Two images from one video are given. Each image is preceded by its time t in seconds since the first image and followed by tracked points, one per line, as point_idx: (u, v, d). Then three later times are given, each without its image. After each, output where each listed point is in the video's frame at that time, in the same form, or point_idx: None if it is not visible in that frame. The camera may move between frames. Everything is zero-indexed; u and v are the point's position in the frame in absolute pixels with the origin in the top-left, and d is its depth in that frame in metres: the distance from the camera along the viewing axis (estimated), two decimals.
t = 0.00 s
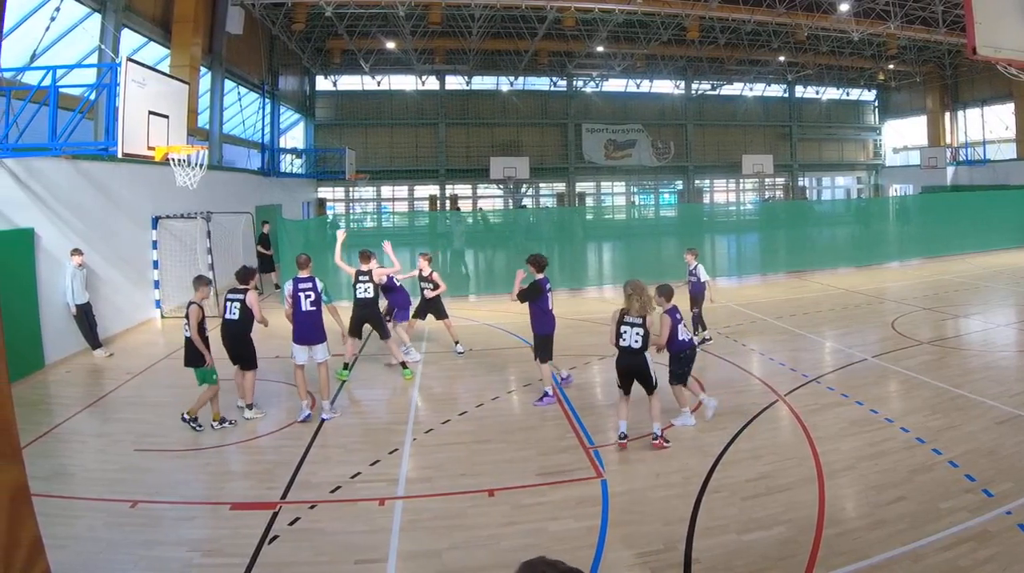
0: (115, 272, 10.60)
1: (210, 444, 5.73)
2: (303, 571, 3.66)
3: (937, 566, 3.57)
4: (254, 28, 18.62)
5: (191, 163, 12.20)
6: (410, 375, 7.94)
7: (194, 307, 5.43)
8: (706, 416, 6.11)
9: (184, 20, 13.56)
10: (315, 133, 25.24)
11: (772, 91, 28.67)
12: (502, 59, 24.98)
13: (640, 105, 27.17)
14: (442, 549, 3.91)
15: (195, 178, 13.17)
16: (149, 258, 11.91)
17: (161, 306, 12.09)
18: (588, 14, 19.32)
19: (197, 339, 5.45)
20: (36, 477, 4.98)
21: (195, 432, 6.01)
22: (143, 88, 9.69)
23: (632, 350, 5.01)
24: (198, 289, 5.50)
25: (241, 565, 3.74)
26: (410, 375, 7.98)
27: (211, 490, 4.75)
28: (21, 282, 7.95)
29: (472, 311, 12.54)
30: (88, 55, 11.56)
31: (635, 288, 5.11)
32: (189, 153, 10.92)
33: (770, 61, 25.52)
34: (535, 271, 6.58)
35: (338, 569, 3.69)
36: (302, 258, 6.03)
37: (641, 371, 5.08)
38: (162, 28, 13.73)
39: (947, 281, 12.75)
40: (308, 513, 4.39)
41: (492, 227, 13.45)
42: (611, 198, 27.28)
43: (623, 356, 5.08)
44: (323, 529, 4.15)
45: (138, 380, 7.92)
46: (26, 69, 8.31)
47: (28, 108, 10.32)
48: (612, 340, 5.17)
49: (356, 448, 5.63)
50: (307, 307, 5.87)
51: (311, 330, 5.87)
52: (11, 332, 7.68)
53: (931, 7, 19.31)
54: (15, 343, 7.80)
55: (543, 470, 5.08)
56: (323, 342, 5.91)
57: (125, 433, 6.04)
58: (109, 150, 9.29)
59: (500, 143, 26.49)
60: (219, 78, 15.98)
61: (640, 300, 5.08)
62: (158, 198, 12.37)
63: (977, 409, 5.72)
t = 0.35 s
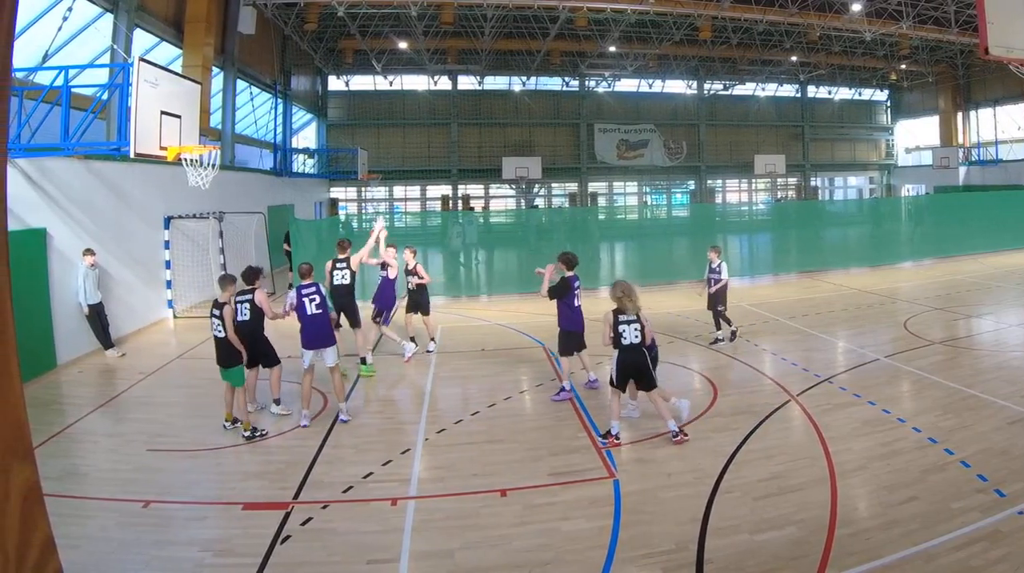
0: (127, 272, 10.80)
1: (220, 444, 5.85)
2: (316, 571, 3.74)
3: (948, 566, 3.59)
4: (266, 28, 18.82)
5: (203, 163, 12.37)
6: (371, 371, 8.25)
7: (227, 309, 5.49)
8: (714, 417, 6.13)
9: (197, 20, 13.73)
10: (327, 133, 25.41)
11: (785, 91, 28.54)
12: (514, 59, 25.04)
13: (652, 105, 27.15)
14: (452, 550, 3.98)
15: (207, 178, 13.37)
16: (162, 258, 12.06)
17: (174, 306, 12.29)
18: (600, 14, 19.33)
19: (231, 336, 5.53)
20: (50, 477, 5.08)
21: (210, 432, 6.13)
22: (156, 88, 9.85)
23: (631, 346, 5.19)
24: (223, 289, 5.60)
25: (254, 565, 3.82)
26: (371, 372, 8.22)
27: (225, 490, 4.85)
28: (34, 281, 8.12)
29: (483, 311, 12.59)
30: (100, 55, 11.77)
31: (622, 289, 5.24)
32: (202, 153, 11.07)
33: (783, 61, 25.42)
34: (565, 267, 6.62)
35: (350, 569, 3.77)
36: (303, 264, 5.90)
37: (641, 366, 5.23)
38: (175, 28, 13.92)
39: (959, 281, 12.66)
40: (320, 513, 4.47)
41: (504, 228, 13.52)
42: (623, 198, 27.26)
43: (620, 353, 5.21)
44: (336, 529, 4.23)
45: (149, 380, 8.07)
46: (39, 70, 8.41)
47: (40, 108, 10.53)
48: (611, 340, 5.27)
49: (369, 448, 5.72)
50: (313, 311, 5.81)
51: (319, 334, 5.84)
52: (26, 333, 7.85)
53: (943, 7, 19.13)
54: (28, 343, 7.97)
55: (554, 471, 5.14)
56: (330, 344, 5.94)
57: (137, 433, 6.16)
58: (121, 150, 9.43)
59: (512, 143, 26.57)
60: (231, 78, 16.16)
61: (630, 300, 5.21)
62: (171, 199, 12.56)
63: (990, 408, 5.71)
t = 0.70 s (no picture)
0: (128, 272, 10.81)
1: (221, 444, 5.85)
2: (316, 571, 3.74)
3: (948, 566, 3.59)
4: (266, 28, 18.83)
5: (203, 163, 12.38)
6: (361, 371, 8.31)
7: (239, 308, 5.49)
8: (715, 417, 6.13)
9: (196, 20, 13.72)
10: (327, 133, 25.42)
11: (785, 91, 28.55)
12: (515, 59, 25.04)
13: (652, 105, 27.18)
14: (452, 550, 3.97)
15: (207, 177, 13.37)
16: (161, 258, 12.05)
17: (173, 306, 12.29)
18: (600, 14, 19.33)
19: (245, 336, 5.53)
20: (49, 477, 5.07)
21: (209, 433, 6.13)
22: (155, 88, 9.83)
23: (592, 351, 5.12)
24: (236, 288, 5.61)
25: (254, 565, 3.82)
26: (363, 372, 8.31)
27: (226, 489, 4.85)
28: (34, 280, 8.12)
29: (483, 311, 12.59)
30: (101, 55, 11.78)
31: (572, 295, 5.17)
32: (201, 153, 11.07)
33: (783, 61, 25.44)
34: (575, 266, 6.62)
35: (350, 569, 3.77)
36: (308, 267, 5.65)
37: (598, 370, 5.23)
38: (175, 29, 13.93)
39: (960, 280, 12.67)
40: (320, 514, 4.47)
41: (505, 228, 13.52)
42: (624, 198, 27.26)
43: (580, 359, 5.14)
44: (337, 529, 4.23)
45: (149, 380, 8.07)
46: (39, 70, 8.42)
47: (40, 108, 10.53)
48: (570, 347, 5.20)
49: (369, 448, 5.71)
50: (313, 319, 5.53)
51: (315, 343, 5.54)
52: (25, 333, 7.85)
53: (943, 7, 19.14)
54: (28, 342, 7.97)
55: (554, 471, 5.14)
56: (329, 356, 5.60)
57: (137, 433, 6.16)
58: (121, 150, 9.43)
59: (512, 143, 26.57)
60: (231, 78, 16.15)
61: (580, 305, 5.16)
62: (170, 199, 12.56)
63: (990, 408, 5.71)
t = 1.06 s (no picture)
0: (128, 272, 10.81)
1: (221, 444, 5.85)
2: (316, 571, 3.74)
3: (948, 565, 3.59)
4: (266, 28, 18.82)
5: (203, 163, 12.37)
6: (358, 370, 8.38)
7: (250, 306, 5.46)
8: (715, 417, 6.13)
9: (196, 20, 13.72)
10: (327, 133, 25.40)
11: (784, 91, 28.56)
12: (515, 59, 25.03)
13: (652, 105, 27.18)
14: (452, 550, 3.97)
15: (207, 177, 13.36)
16: (161, 258, 12.05)
17: (173, 306, 12.28)
18: (600, 14, 19.33)
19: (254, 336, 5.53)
20: (49, 477, 5.07)
21: (208, 433, 6.11)
22: (155, 88, 9.82)
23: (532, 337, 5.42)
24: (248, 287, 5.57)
25: (254, 565, 3.82)
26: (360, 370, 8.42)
27: (226, 490, 4.85)
28: (34, 281, 8.11)
29: (482, 311, 12.58)
30: (100, 55, 11.78)
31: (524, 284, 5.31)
32: (201, 153, 11.06)
33: (782, 61, 25.45)
34: (581, 261, 6.95)
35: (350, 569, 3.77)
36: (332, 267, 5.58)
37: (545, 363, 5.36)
38: (175, 29, 13.92)
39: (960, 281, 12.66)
40: (320, 514, 4.47)
41: (506, 228, 13.53)
42: (623, 198, 27.25)
43: (529, 347, 5.30)
44: (336, 529, 4.23)
45: (149, 380, 8.07)
46: (38, 69, 8.42)
47: (40, 108, 10.53)
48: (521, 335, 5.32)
49: (368, 448, 5.71)
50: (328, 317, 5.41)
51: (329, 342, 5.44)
52: (25, 333, 7.85)
53: (943, 7, 19.14)
54: (28, 342, 7.97)
55: (554, 471, 5.14)
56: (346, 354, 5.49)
57: (137, 433, 6.16)
58: (121, 150, 9.43)
59: (512, 143, 26.57)
60: (231, 78, 16.15)
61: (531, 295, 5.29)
62: (170, 199, 12.56)
63: (990, 409, 5.71)
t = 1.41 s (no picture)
0: (127, 272, 10.81)
1: (221, 444, 5.85)
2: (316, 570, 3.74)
3: (948, 565, 3.59)
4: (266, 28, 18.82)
5: (203, 163, 12.37)
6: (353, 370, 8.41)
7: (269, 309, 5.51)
8: (715, 417, 6.13)
9: (196, 19, 13.72)
10: (327, 133, 25.40)
11: (784, 91, 28.56)
12: (515, 59, 25.03)
13: (652, 105, 27.18)
14: (452, 550, 3.97)
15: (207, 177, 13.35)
16: (161, 258, 12.05)
17: (172, 306, 12.27)
18: (600, 14, 19.32)
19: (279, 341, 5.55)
20: (49, 477, 5.07)
21: (209, 433, 6.12)
22: (155, 88, 9.82)
23: (503, 341, 5.30)
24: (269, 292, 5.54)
25: (254, 565, 3.82)
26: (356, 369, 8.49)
27: (226, 490, 4.84)
28: (34, 281, 8.11)
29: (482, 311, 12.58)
30: (100, 55, 11.77)
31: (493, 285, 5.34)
32: (201, 153, 11.06)
33: (782, 61, 25.46)
34: (590, 260, 6.95)
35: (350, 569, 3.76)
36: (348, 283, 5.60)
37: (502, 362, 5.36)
38: (175, 29, 13.92)
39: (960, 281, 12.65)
40: (320, 514, 4.47)
41: (506, 228, 13.49)
42: (623, 198, 27.24)
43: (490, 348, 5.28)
44: (336, 529, 4.23)
45: (149, 380, 8.07)
46: (39, 69, 8.42)
47: (40, 108, 10.53)
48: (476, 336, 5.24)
49: (368, 448, 5.70)
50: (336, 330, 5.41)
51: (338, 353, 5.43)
52: (25, 333, 7.85)
53: (943, 7, 19.14)
54: (28, 342, 7.97)
55: (554, 471, 5.14)
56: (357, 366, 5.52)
57: (137, 433, 6.16)
58: (121, 150, 9.43)
59: (512, 143, 26.56)
60: (230, 78, 16.15)
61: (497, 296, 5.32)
62: (170, 199, 12.56)
63: (990, 409, 5.71)
